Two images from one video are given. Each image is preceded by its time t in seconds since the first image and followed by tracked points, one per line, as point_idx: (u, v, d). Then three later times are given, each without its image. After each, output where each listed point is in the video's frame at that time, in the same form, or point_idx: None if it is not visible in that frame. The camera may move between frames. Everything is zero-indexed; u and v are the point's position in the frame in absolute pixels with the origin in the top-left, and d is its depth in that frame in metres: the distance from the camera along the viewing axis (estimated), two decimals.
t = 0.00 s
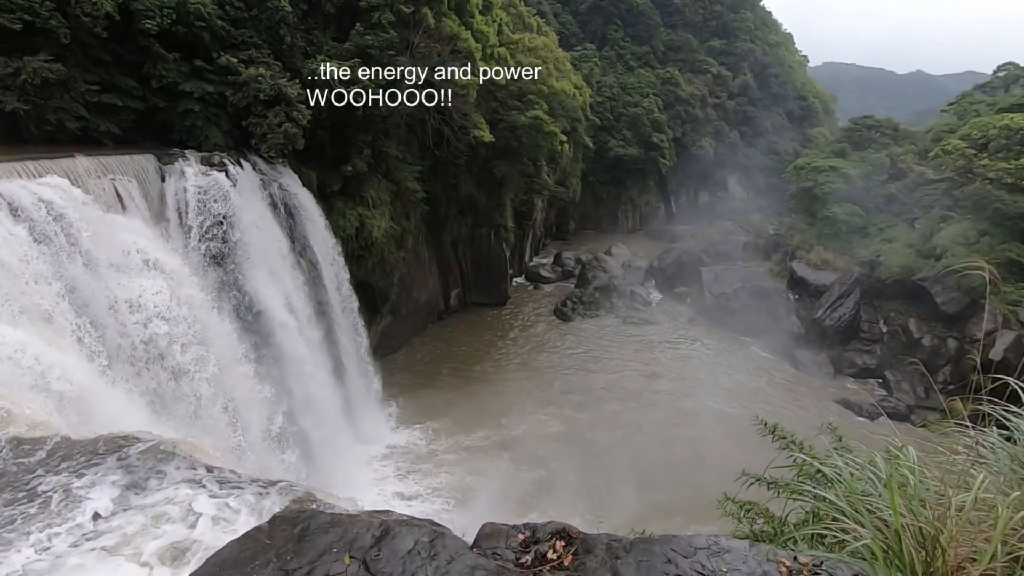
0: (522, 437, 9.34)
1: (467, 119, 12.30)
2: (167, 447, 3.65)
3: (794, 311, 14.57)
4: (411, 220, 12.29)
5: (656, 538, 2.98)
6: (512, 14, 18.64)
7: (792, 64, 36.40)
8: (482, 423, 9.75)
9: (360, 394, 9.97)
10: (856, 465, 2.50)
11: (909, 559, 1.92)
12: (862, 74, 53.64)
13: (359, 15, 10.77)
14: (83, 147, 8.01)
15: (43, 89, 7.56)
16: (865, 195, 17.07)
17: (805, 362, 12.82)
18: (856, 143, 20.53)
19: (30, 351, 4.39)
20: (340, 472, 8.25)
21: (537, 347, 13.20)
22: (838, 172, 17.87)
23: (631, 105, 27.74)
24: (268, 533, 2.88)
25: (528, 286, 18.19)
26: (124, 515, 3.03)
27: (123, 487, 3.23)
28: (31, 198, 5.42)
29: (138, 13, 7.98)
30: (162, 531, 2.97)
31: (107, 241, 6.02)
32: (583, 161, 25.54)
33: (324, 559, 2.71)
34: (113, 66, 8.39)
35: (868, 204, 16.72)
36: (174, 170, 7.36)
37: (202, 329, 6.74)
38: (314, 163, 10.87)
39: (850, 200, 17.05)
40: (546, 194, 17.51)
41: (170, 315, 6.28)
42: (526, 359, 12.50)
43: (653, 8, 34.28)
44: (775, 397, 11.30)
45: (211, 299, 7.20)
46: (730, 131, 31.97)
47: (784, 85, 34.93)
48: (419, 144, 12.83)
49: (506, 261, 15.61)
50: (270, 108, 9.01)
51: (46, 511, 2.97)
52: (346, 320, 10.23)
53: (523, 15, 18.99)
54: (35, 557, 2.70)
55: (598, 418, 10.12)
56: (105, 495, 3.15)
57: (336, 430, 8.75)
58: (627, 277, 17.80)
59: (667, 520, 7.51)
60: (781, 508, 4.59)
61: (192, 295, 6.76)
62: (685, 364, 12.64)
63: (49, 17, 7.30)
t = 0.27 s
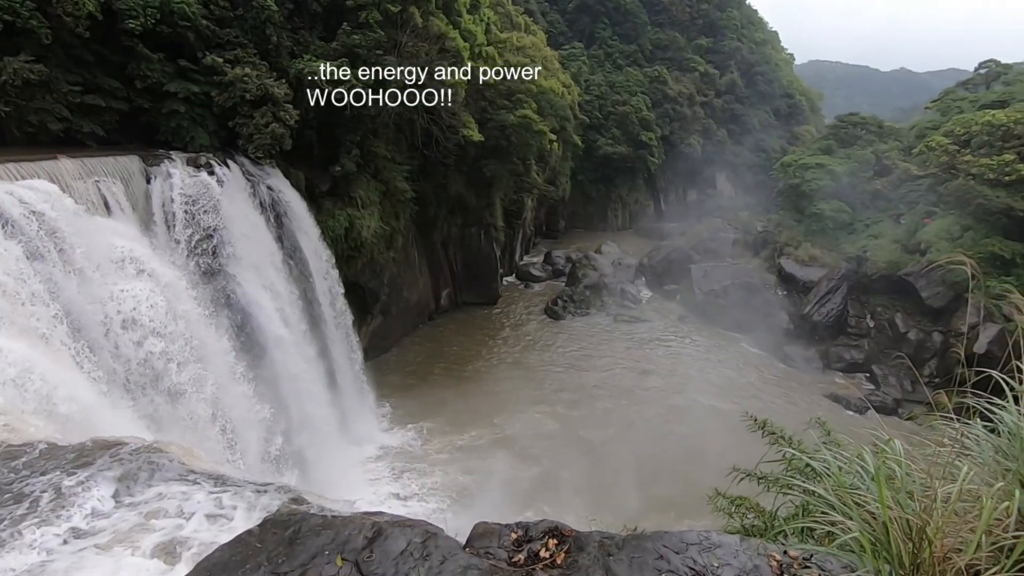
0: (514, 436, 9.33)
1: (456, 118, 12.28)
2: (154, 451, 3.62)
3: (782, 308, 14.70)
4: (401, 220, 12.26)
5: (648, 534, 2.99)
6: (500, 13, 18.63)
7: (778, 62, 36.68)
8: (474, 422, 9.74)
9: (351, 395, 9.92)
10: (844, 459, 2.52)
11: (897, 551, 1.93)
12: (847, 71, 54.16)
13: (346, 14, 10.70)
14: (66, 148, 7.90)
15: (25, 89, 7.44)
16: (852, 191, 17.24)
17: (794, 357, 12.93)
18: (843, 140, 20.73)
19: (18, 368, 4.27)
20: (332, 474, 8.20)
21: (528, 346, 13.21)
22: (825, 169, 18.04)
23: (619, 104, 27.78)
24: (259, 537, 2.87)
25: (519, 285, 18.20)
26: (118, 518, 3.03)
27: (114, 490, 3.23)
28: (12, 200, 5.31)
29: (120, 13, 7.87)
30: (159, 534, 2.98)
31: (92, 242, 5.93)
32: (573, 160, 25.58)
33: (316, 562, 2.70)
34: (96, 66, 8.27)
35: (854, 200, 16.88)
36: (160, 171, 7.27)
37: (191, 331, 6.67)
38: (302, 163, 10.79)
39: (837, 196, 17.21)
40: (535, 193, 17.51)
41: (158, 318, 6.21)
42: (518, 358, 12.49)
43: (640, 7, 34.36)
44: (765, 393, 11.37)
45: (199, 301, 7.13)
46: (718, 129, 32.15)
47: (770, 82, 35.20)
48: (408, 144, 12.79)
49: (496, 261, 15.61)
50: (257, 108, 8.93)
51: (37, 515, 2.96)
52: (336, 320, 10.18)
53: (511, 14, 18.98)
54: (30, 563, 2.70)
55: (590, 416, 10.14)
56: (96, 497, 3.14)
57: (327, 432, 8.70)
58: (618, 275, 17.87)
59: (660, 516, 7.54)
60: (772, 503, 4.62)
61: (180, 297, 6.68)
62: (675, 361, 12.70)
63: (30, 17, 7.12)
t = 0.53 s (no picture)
0: (507, 435, 9.32)
1: (446, 118, 12.23)
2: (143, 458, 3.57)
3: (772, 304, 14.80)
4: (391, 220, 12.23)
5: (641, 532, 3.00)
6: (489, 12, 18.60)
7: (766, 60, 36.92)
8: (465, 422, 9.72)
9: (343, 396, 9.87)
10: (833, 454, 2.54)
11: (886, 544, 1.95)
12: (835, 69, 54.64)
13: (335, 14, 10.67)
14: (51, 150, 7.80)
15: (8, 91, 7.31)
16: (840, 188, 17.39)
17: (784, 353, 13.03)
18: (830, 138, 20.91)
19: (21, 388, 4.22)
20: (324, 476, 8.15)
21: (521, 345, 13.22)
22: (813, 167, 18.18)
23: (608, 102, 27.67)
24: (251, 540, 2.85)
25: (510, 284, 18.21)
26: (112, 518, 3.01)
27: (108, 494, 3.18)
28: None
29: (104, 12, 7.65)
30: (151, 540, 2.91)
31: (78, 245, 5.84)
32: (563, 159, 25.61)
33: (308, 564, 2.68)
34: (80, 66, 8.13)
35: (842, 197, 17.03)
36: (147, 173, 7.20)
37: (180, 334, 6.61)
38: (291, 163, 10.71)
39: (825, 193, 17.35)
40: (526, 192, 17.52)
41: (147, 322, 6.16)
42: (510, 358, 12.49)
43: (629, 6, 34.44)
44: (757, 389, 11.43)
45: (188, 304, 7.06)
46: (707, 127, 32.31)
47: (758, 81, 35.44)
48: (399, 144, 12.75)
49: (488, 260, 15.61)
50: (245, 109, 8.85)
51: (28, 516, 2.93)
52: (328, 321, 10.12)
53: (500, 13, 18.95)
54: (28, 565, 2.67)
55: (583, 414, 10.16)
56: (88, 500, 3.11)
57: (319, 433, 8.65)
58: (609, 273, 17.93)
59: (653, 513, 7.56)
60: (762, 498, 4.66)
61: (170, 300, 6.62)
62: (667, 358, 12.74)
63: (13, 17, 6.91)
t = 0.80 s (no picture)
0: (499, 435, 9.31)
1: (435, 118, 12.20)
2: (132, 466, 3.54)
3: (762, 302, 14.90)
4: (381, 221, 12.19)
5: (633, 530, 3.00)
6: (477, 12, 18.56)
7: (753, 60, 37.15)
8: (456, 422, 9.71)
9: (334, 398, 9.82)
10: (822, 449, 2.56)
11: (875, 538, 1.96)
12: (821, 68, 55.13)
13: (323, 14, 10.58)
14: (35, 152, 7.69)
15: None
16: (827, 186, 17.54)
17: (774, 350, 13.12)
18: (817, 136, 21.08)
19: (28, 411, 4.23)
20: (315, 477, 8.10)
21: (512, 345, 13.22)
22: (801, 165, 18.32)
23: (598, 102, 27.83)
24: (242, 545, 2.84)
25: (501, 284, 18.20)
26: (104, 520, 3.02)
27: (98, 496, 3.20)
28: None
29: (88, 14, 7.57)
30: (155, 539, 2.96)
31: (63, 249, 5.75)
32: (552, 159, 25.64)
33: (300, 568, 2.67)
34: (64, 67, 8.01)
35: (830, 195, 17.16)
36: (133, 175, 7.12)
37: (168, 337, 6.54)
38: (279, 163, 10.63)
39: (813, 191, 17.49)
40: (516, 192, 17.52)
41: (133, 326, 6.10)
42: (503, 357, 12.49)
43: (617, 5, 34.52)
44: (746, 386, 11.51)
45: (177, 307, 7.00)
46: (696, 126, 32.48)
47: (746, 80, 35.68)
48: (388, 144, 12.70)
49: (478, 260, 15.60)
50: (232, 110, 8.79)
51: (20, 523, 2.91)
52: (318, 323, 10.07)
53: (488, 13, 18.92)
54: (22, 566, 2.68)
55: (576, 412, 10.17)
56: (80, 504, 3.12)
57: (310, 435, 8.60)
58: (599, 272, 17.98)
59: (645, 510, 7.60)
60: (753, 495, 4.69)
61: (157, 303, 6.56)
62: (659, 356, 12.79)
63: None
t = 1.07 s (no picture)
0: (491, 435, 9.29)
1: (425, 118, 12.17)
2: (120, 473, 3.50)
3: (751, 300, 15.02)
4: (371, 222, 12.15)
5: (625, 528, 3.01)
6: (466, 12, 18.53)
7: (741, 60, 37.42)
8: (448, 423, 9.69)
9: (325, 400, 9.76)
10: (811, 445, 2.57)
11: (863, 532, 1.98)
12: (807, 68, 55.65)
13: (311, 14, 10.52)
14: (19, 155, 7.57)
15: None
16: (814, 184, 17.70)
17: (764, 348, 13.22)
18: (804, 135, 21.26)
19: (36, 434, 4.19)
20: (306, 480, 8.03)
21: (504, 345, 13.21)
22: (788, 164, 18.46)
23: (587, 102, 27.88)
24: (233, 550, 2.82)
25: (492, 284, 18.19)
26: (97, 524, 3.03)
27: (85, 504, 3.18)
28: None
29: (71, 14, 7.46)
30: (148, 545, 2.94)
31: (48, 252, 5.67)
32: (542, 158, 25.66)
33: (291, 571, 2.65)
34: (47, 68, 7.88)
35: (817, 193, 17.32)
36: (118, 176, 7.03)
37: (155, 340, 6.48)
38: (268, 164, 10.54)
39: (800, 189, 17.63)
40: (506, 192, 17.52)
41: (120, 330, 6.03)
42: (494, 357, 12.47)
43: (605, 5, 34.59)
44: (737, 383, 11.59)
45: (164, 310, 6.93)
46: (685, 126, 32.64)
47: (733, 79, 35.98)
48: (377, 145, 12.65)
49: (469, 260, 15.60)
50: (219, 111, 8.72)
51: (6, 534, 2.89)
52: (308, 324, 10.00)
53: (477, 13, 18.88)
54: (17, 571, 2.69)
55: (567, 412, 10.18)
56: (67, 512, 3.09)
57: (301, 437, 8.54)
58: (590, 271, 18.03)
59: (636, 508, 7.62)
60: (744, 491, 4.71)
61: (144, 305, 6.49)
62: (650, 355, 12.84)
63: None
